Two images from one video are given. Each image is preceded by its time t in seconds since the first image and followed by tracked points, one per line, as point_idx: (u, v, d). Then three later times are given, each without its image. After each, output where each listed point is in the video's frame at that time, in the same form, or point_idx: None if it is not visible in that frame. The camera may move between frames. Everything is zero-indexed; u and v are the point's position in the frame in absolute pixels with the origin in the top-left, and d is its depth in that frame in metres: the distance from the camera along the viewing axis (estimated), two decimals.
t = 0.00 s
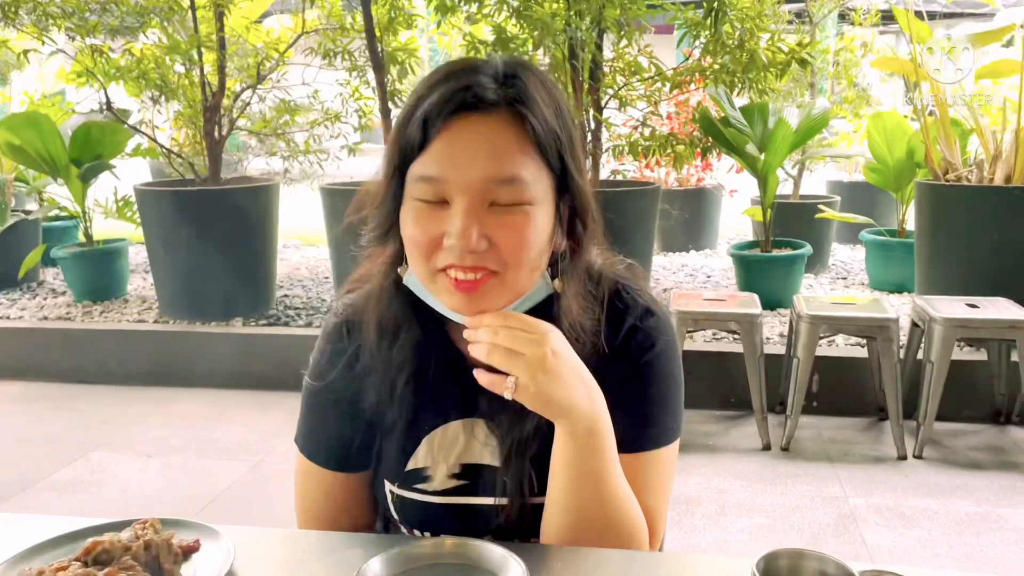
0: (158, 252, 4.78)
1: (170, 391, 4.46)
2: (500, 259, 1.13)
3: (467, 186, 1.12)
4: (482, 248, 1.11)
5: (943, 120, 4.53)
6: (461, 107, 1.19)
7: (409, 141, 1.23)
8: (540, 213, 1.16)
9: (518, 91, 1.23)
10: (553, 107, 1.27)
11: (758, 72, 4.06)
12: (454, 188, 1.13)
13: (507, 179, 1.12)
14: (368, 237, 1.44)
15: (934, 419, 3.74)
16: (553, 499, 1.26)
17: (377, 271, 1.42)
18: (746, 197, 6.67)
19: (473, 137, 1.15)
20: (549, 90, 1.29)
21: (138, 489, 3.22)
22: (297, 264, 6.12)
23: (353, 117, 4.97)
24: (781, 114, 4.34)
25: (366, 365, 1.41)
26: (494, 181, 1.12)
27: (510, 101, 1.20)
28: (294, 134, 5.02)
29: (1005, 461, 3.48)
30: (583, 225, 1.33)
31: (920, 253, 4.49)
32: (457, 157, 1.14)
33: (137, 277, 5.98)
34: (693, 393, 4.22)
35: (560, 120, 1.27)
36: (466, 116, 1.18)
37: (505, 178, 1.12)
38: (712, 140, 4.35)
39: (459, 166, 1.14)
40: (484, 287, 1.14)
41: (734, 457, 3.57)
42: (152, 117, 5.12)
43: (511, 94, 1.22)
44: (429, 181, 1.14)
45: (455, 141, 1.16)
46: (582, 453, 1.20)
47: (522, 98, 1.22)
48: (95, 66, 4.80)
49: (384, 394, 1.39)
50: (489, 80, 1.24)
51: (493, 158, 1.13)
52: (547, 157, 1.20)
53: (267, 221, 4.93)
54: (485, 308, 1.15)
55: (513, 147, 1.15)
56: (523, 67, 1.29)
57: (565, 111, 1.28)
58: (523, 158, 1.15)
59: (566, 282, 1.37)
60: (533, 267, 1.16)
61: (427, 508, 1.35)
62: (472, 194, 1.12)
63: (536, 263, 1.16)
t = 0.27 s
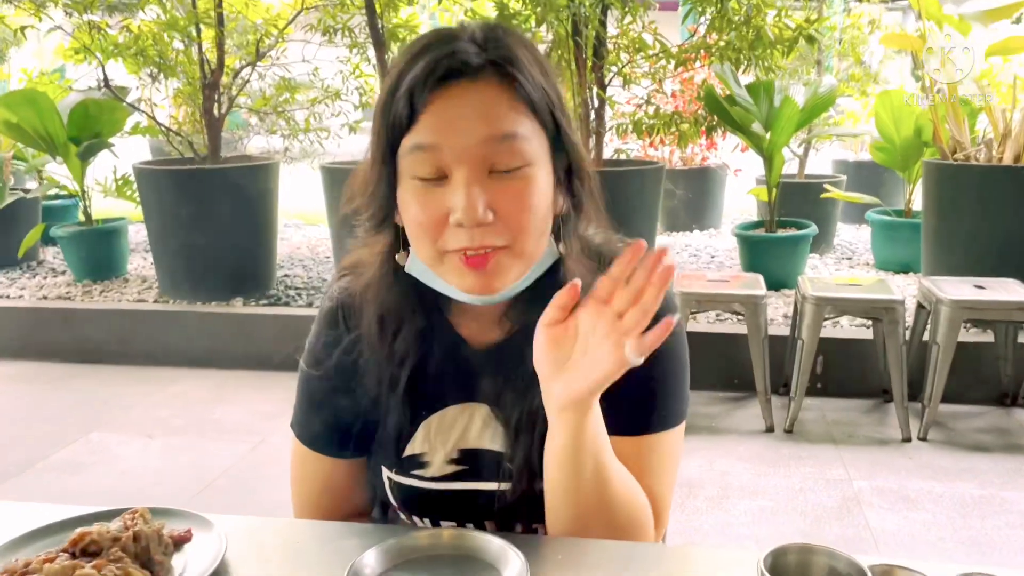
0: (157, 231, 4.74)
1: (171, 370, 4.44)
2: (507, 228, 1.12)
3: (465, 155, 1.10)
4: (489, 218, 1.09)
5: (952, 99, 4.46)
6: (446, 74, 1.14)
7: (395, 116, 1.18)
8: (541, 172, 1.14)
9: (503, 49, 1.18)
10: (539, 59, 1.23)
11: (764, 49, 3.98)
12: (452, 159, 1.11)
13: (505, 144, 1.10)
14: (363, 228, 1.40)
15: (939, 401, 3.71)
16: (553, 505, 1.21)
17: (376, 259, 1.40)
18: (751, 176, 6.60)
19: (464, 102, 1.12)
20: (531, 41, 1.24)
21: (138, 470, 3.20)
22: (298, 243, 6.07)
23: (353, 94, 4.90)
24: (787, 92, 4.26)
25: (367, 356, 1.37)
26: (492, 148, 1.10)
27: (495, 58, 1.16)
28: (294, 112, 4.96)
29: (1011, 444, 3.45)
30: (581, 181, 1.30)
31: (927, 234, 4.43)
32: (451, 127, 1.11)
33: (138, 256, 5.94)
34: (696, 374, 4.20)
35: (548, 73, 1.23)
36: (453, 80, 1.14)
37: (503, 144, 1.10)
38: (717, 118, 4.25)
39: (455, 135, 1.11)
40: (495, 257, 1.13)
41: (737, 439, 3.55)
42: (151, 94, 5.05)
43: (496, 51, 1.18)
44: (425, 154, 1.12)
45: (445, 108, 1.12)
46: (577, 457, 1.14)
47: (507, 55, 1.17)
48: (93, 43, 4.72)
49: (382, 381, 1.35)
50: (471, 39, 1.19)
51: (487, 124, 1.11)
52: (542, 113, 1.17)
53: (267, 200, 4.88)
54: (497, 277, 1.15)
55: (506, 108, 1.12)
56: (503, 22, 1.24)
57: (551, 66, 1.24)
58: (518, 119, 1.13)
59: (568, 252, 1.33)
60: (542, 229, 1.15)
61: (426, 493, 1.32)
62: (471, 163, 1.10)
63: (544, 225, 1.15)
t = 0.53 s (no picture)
0: (167, 223, 4.75)
1: (182, 362, 4.46)
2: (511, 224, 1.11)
3: (464, 155, 1.09)
4: (492, 218, 1.09)
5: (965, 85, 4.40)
6: (439, 75, 1.12)
7: (392, 121, 1.17)
8: (542, 166, 1.13)
9: (494, 43, 1.16)
10: (532, 52, 1.22)
11: (774, 36, 3.94)
12: (451, 160, 1.09)
13: (503, 141, 1.09)
14: (367, 229, 1.41)
15: (951, 391, 3.68)
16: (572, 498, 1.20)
17: (383, 255, 1.39)
18: (761, 164, 6.55)
19: (459, 101, 1.11)
20: (523, 33, 1.23)
21: (150, 461, 3.22)
22: (307, 234, 6.08)
23: (362, 85, 4.89)
24: (798, 79, 4.24)
25: (377, 351, 1.36)
26: (490, 146, 1.09)
27: (488, 54, 1.14)
28: (303, 103, 4.95)
29: None
30: (584, 169, 1.29)
31: (939, 223, 4.39)
32: (447, 129, 1.10)
33: (148, 248, 5.96)
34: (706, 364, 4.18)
35: (542, 66, 1.22)
36: (446, 78, 1.12)
37: (501, 141, 1.09)
38: (728, 107, 4.24)
39: (452, 136, 1.10)
40: (501, 256, 1.12)
41: (748, 430, 3.53)
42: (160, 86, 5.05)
43: (488, 46, 1.16)
44: (423, 157, 1.11)
45: (440, 108, 1.11)
46: (587, 455, 1.13)
47: (499, 49, 1.16)
48: (101, 35, 4.72)
49: (394, 375, 1.35)
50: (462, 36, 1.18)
51: (485, 122, 1.09)
52: (539, 107, 1.16)
53: (276, 192, 4.88)
54: (505, 275, 1.14)
55: (502, 105, 1.11)
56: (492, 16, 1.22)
57: (543, 57, 1.22)
58: (515, 114, 1.12)
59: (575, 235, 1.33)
60: (547, 224, 1.14)
61: (440, 485, 1.32)
62: (471, 163, 1.09)
63: (549, 219, 1.14)
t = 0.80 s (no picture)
0: (175, 224, 4.78)
1: (191, 363, 4.49)
2: (505, 233, 1.11)
3: (450, 167, 1.09)
4: (481, 228, 1.09)
5: (973, 83, 4.38)
6: (422, 88, 1.12)
7: (381, 136, 1.17)
8: (532, 173, 1.13)
9: (477, 52, 1.15)
10: (517, 57, 1.20)
11: (781, 35, 3.87)
12: (439, 174, 1.09)
13: (488, 153, 1.09)
14: (375, 237, 1.44)
15: (960, 389, 3.67)
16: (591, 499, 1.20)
17: (392, 262, 1.40)
18: (769, 163, 6.54)
19: (443, 113, 1.11)
20: (508, 36, 1.22)
21: (160, 462, 3.24)
22: (315, 235, 6.09)
23: (368, 86, 4.89)
24: (805, 78, 4.23)
25: (386, 352, 1.37)
26: (478, 157, 1.08)
27: (470, 64, 1.13)
28: (310, 105, 4.96)
29: None
30: (580, 171, 1.30)
31: (947, 221, 4.38)
32: (434, 142, 1.10)
33: (157, 249, 5.99)
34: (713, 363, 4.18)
35: (529, 70, 1.21)
36: (429, 91, 1.12)
37: (488, 152, 1.09)
38: (734, 106, 4.23)
39: (439, 149, 1.09)
40: (496, 261, 1.13)
41: (756, 429, 3.53)
42: (168, 88, 5.07)
43: (471, 54, 1.15)
44: (410, 171, 1.11)
45: (424, 121, 1.11)
46: (610, 450, 1.13)
47: (483, 59, 1.15)
48: (110, 38, 4.74)
49: (405, 375, 1.35)
50: (445, 45, 1.17)
51: (469, 133, 1.09)
52: (527, 114, 1.15)
53: (284, 193, 4.89)
54: (501, 280, 1.16)
55: (487, 115, 1.10)
56: (476, 22, 1.21)
57: (529, 61, 1.21)
58: (500, 123, 1.11)
59: (575, 233, 1.33)
60: (541, 228, 1.15)
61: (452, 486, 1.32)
62: (460, 176, 1.09)
63: (542, 223, 1.15)
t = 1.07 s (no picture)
0: (179, 227, 4.79)
1: (195, 365, 4.49)
2: (505, 231, 1.12)
3: (449, 167, 1.09)
4: (481, 227, 1.09)
5: (975, 83, 4.37)
6: (422, 89, 1.13)
7: (382, 136, 1.18)
8: (531, 172, 1.13)
9: (476, 52, 1.16)
10: (516, 57, 1.21)
11: (783, 36, 3.86)
12: (438, 174, 1.10)
13: (488, 152, 1.09)
14: (379, 239, 1.45)
15: (964, 390, 3.66)
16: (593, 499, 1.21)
17: (397, 262, 1.42)
18: (771, 164, 6.53)
19: (442, 114, 1.11)
20: (508, 36, 1.22)
21: (164, 464, 3.25)
22: (318, 237, 6.10)
23: (371, 88, 4.90)
24: (808, 79, 4.23)
25: (390, 351, 1.38)
26: (477, 157, 1.09)
27: (468, 64, 1.13)
28: (313, 107, 4.98)
29: None
30: (581, 171, 1.30)
31: (950, 222, 4.37)
32: (434, 142, 1.10)
33: (160, 252, 6.00)
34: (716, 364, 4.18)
35: (528, 69, 1.21)
36: (427, 91, 1.13)
37: (487, 151, 1.09)
38: (736, 107, 4.23)
39: (439, 150, 1.10)
40: (497, 259, 1.14)
41: (759, 430, 3.52)
42: (172, 91, 5.09)
43: (470, 54, 1.16)
44: (410, 172, 1.11)
45: (423, 122, 1.12)
46: (613, 452, 1.13)
47: (482, 58, 1.15)
48: (113, 41, 4.76)
49: (410, 375, 1.36)
50: (444, 46, 1.18)
51: (467, 133, 1.09)
52: (526, 113, 1.16)
53: (287, 195, 4.90)
54: (502, 278, 1.16)
55: (486, 114, 1.11)
56: (476, 22, 1.21)
57: (529, 60, 1.22)
58: (498, 123, 1.11)
59: (575, 233, 1.34)
60: (541, 227, 1.15)
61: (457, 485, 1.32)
62: (459, 175, 1.09)
63: (542, 222, 1.15)
